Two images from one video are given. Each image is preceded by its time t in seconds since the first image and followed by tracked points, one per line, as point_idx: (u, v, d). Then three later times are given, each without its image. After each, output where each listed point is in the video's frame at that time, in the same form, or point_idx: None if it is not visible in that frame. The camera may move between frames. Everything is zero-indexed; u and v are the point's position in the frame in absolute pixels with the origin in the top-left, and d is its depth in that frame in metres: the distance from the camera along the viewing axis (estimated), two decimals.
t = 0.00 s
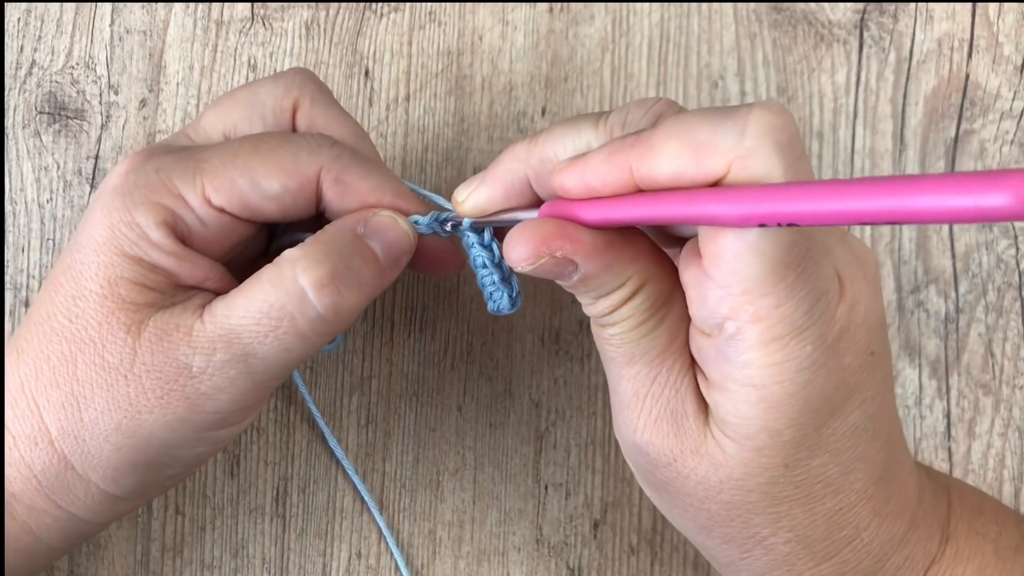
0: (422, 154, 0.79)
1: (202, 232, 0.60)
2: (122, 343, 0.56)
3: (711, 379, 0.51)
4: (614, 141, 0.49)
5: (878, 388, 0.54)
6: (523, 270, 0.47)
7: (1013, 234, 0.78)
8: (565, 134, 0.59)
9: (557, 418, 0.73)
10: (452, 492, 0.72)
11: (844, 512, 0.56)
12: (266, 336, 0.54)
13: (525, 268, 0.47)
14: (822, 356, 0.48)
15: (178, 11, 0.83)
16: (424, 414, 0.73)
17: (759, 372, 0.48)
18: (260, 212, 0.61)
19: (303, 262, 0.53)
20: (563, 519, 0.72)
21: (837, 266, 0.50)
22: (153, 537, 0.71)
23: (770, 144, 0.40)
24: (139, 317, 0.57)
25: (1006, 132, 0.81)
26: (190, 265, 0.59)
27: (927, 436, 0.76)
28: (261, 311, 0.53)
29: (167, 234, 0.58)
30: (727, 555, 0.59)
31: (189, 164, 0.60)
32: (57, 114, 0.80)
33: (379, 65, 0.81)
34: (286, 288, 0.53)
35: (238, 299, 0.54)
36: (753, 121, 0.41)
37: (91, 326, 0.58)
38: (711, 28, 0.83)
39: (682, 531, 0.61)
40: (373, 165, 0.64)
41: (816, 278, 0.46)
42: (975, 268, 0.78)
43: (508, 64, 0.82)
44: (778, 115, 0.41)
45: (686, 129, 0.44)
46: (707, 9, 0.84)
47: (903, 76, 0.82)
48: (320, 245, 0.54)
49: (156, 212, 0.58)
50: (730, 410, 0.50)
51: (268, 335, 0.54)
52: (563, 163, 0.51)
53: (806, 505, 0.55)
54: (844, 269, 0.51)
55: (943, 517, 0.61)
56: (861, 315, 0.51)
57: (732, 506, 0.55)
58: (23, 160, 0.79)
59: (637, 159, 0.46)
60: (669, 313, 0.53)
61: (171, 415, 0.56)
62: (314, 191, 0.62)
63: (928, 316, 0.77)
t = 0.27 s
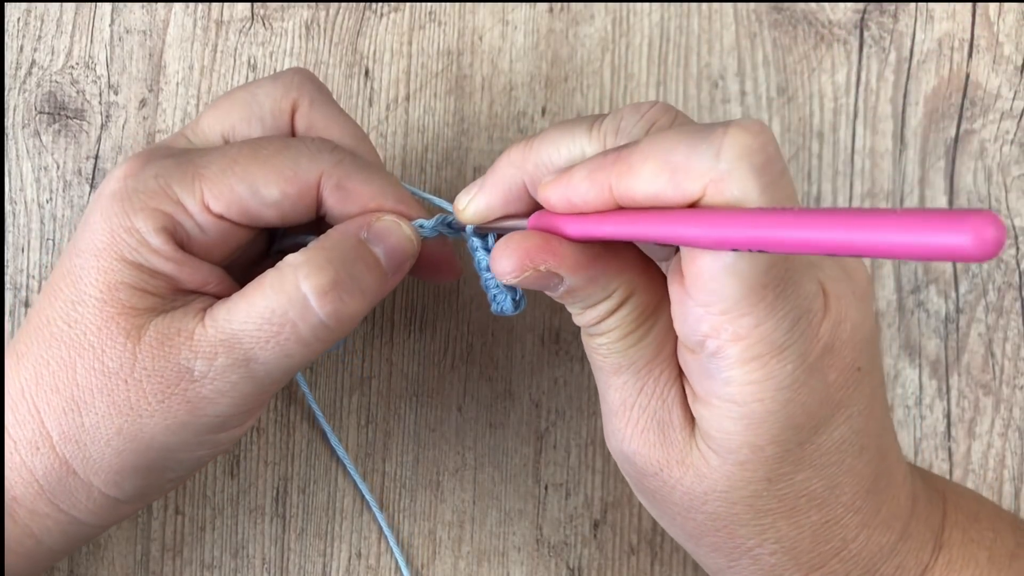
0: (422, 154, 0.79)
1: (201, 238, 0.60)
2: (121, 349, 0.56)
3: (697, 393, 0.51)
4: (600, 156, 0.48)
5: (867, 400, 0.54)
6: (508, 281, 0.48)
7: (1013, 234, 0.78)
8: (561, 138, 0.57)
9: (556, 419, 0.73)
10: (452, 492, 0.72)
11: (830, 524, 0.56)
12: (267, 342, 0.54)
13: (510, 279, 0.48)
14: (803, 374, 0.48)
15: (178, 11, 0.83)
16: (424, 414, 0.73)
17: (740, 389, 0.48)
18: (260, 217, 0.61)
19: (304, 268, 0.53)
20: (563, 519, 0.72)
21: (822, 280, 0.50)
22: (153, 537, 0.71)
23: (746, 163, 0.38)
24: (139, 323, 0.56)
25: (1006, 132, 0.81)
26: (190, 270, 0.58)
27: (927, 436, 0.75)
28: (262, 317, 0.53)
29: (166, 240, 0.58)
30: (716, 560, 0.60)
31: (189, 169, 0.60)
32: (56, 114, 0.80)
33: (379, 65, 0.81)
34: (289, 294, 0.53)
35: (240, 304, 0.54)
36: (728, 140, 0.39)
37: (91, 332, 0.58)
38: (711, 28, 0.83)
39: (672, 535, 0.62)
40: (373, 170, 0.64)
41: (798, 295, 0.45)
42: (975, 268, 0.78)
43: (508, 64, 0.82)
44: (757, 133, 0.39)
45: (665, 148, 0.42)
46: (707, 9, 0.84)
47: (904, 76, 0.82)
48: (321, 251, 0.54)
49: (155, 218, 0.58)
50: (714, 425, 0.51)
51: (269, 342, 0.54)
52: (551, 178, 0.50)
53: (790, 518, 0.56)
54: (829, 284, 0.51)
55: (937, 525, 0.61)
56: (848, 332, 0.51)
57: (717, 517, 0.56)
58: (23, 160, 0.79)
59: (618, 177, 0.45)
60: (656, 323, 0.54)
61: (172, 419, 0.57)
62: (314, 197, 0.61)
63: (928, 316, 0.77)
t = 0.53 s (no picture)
0: (422, 154, 0.79)
1: (198, 242, 0.60)
2: (119, 353, 0.56)
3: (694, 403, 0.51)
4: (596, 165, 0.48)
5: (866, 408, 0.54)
6: (503, 287, 0.48)
7: (1013, 234, 0.78)
8: (562, 142, 0.56)
9: (557, 419, 0.73)
10: (452, 492, 0.72)
11: (825, 533, 0.57)
12: (268, 346, 0.54)
13: (507, 286, 0.48)
14: (799, 388, 0.48)
15: (178, 11, 0.83)
16: (424, 414, 0.73)
17: (735, 402, 0.48)
18: (257, 221, 0.61)
19: (304, 273, 0.53)
20: (563, 519, 0.72)
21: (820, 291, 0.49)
22: (153, 538, 0.71)
23: (741, 180, 0.38)
24: (138, 327, 0.56)
25: (1006, 132, 0.81)
26: (188, 274, 0.58)
27: (927, 436, 0.75)
28: (263, 321, 0.53)
29: (163, 243, 0.58)
30: (712, 565, 0.61)
31: (184, 173, 0.60)
32: (56, 114, 0.80)
33: (379, 65, 0.81)
34: (290, 299, 0.53)
35: (241, 308, 0.54)
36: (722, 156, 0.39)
37: (89, 336, 0.57)
38: (711, 28, 0.83)
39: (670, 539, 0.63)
40: (371, 171, 0.63)
41: (794, 310, 0.45)
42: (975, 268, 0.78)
43: (508, 64, 0.82)
44: (753, 148, 0.38)
45: (659, 161, 0.42)
46: (707, 9, 0.84)
47: (904, 76, 0.82)
48: (321, 255, 0.54)
49: (151, 222, 0.58)
50: (710, 436, 0.51)
51: (270, 346, 0.54)
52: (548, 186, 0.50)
53: (785, 527, 0.56)
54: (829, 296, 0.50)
55: (932, 530, 0.61)
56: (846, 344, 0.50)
57: (712, 525, 0.56)
58: (23, 160, 0.79)
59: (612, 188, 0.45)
60: (653, 329, 0.53)
61: (172, 423, 0.57)
62: (312, 200, 0.61)
63: (928, 316, 0.77)
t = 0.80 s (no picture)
0: (422, 154, 0.79)
1: (196, 245, 0.60)
2: (119, 357, 0.56)
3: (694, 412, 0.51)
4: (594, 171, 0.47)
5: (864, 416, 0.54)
6: (501, 291, 0.48)
7: (1013, 234, 0.78)
8: (564, 145, 0.57)
9: (557, 419, 0.73)
10: (452, 492, 0.72)
11: (821, 539, 0.57)
12: (269, 350, 0.54)
13: (504, 290, 0.48)
14: (796, 400, 0.48)
15: (178, 11, 0.83)
16: (424, 414, 0.73)
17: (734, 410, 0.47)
18: (255, 226, 0.60)
19: (306, 277, 0.53)
20: (563, 519, 0.72)
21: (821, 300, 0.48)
22: (153, 538, 0.71)
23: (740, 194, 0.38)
24: (137, 331, 0.56)
25: (1006, 132, 0.81)
26: (186, 278, 0.58)
27: (927, 436, 0.75)
28: (264, 326, 0.53)
29: (160, 247, 0.58)
30: (710, 568, 0.61)
31: (180, 176, 0.59)
32: (56, 114, 0.80)
33: (379, 65, 0.81)
34: (291, 303, 0.53)
35: (242, 311, 0.54)
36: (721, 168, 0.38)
37: (87, 341, 0.57)
38: (711, 28, 0.83)
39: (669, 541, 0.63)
40: (370, 171, 0.63)
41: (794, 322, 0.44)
42: (975, 268, 0.78)
43: (508, 64, 0.82)
44: (753, 161, 0.38)
45: (659, 172, 0.42)
46: (707, 9, 0.84)
47: (904, 76, 0.82)
48: (322, 259, 0.54)
49: (148, 226, 0.58)
50: (707, 445, 0.51)
51: (271, 349, 0.54)
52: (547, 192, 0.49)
53: (781, 534, 0.56)
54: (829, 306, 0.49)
55: (931, 534, 0.61)
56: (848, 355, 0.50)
57: (709, 530, 0.57)
58: (23, 160, 0.79)
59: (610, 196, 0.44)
60: (653, 334, 0.54)
61: (174, 425, 0.57)
62: (310, 205, 0.61)
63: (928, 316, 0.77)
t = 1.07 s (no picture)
0: (422, 154, 0.79)
1: (190, 251, 0.59)
2: (117, 367, 0.56)
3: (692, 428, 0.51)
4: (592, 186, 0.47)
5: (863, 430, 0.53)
6: (499, 300, 0.48)
7: (1013, 234, 0.78)
8: (565, 152, 0.55)
9: (557, 419, 0.73)
10: (452, 491, 0.72)
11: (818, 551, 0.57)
12: (270, 357, 0.54)
13: (503, 298, 0.49)
14: (792, 419, 0.47)
15: (178, 11, 0.83)
16: (424, 413, 0.73)
17: (731, 429, 0.47)
18: (249, 230, 0.60)
19: (305, 286, 0.53)
20: (563, 519, 0.72)
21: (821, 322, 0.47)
22: (153, 537, 0.71)
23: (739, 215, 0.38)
24: (135, 340, 0.56)
25: (1006, 132, 0.81)
26: (181, 284, 0.58)
27: (927, 436, 0.75)
28: (264, 333, 0.53)
29: (155, 255, 0.57)
30: None
31: (173, 181, 0.58)
32: (56, 114, 0.80)
33: (379, 65, 0.81)
34: (290, 311, 0.53)
35: (241, 318, 0.54)
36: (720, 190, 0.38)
37: (86, 350, 0.57)
38: (711, 28, 0.83)
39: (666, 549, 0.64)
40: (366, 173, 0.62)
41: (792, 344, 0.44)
42: (975, 268, 0.78)
43: (508, 64, 0.82)
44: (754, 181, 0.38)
45: (657, 191, 0.42)
46: (707, 9, 0.84)
47: (904, 76, 0.82)
48: (321, 266, 0.54)
49: (142, 234, 0.57)
50: (705, 459, 0.51)
51: (271, 356, 0.54)
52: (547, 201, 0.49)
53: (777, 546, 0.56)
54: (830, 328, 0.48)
55: (927, 540, 0.61)
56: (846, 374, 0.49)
57: (707, 541, 0.57)
58: (23, 160, 0.79)
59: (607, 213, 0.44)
60: (650, 346, 0.54)
61: (174, 432, 0.57)
62: (306, 208, 0.60)
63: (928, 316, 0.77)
